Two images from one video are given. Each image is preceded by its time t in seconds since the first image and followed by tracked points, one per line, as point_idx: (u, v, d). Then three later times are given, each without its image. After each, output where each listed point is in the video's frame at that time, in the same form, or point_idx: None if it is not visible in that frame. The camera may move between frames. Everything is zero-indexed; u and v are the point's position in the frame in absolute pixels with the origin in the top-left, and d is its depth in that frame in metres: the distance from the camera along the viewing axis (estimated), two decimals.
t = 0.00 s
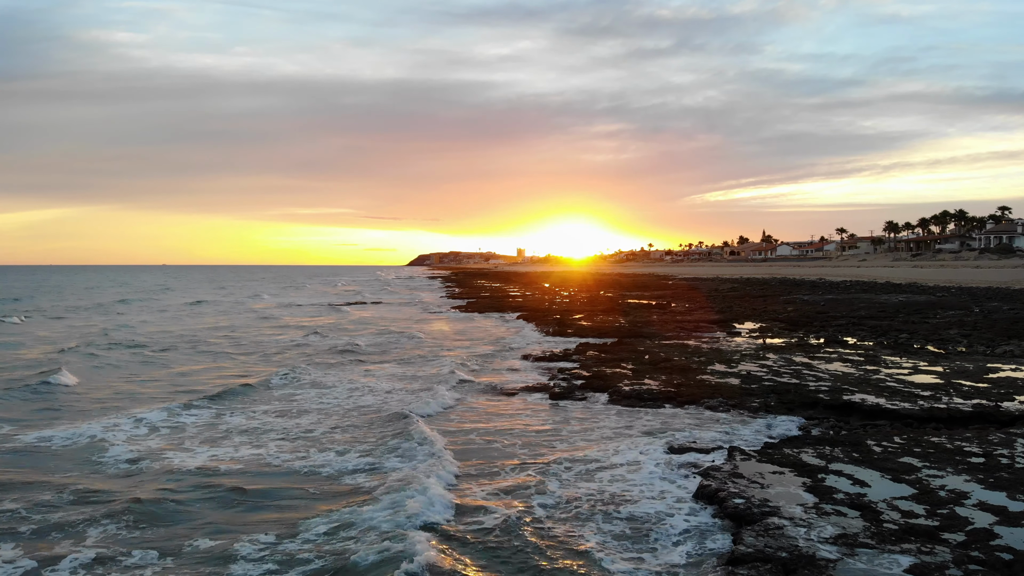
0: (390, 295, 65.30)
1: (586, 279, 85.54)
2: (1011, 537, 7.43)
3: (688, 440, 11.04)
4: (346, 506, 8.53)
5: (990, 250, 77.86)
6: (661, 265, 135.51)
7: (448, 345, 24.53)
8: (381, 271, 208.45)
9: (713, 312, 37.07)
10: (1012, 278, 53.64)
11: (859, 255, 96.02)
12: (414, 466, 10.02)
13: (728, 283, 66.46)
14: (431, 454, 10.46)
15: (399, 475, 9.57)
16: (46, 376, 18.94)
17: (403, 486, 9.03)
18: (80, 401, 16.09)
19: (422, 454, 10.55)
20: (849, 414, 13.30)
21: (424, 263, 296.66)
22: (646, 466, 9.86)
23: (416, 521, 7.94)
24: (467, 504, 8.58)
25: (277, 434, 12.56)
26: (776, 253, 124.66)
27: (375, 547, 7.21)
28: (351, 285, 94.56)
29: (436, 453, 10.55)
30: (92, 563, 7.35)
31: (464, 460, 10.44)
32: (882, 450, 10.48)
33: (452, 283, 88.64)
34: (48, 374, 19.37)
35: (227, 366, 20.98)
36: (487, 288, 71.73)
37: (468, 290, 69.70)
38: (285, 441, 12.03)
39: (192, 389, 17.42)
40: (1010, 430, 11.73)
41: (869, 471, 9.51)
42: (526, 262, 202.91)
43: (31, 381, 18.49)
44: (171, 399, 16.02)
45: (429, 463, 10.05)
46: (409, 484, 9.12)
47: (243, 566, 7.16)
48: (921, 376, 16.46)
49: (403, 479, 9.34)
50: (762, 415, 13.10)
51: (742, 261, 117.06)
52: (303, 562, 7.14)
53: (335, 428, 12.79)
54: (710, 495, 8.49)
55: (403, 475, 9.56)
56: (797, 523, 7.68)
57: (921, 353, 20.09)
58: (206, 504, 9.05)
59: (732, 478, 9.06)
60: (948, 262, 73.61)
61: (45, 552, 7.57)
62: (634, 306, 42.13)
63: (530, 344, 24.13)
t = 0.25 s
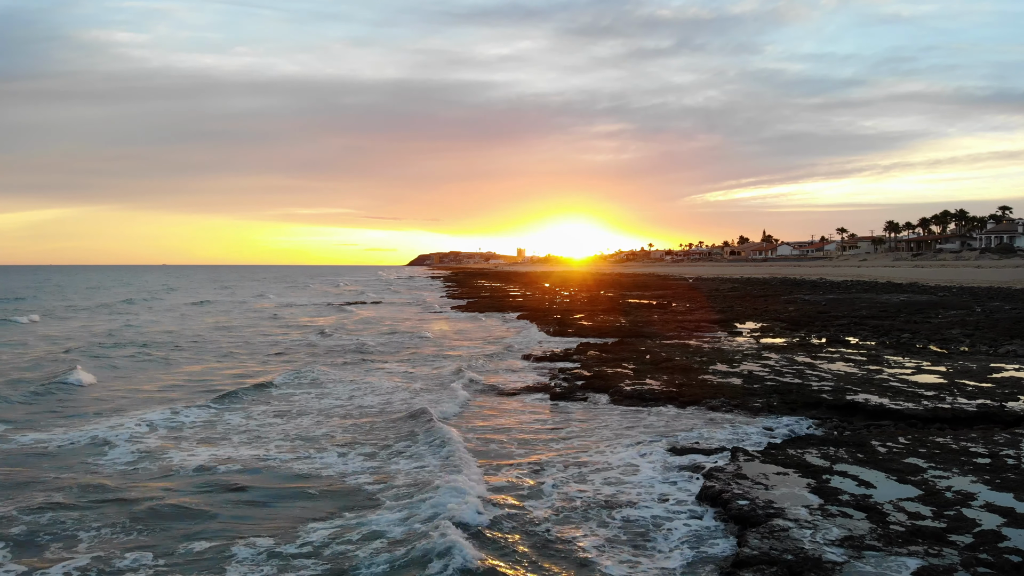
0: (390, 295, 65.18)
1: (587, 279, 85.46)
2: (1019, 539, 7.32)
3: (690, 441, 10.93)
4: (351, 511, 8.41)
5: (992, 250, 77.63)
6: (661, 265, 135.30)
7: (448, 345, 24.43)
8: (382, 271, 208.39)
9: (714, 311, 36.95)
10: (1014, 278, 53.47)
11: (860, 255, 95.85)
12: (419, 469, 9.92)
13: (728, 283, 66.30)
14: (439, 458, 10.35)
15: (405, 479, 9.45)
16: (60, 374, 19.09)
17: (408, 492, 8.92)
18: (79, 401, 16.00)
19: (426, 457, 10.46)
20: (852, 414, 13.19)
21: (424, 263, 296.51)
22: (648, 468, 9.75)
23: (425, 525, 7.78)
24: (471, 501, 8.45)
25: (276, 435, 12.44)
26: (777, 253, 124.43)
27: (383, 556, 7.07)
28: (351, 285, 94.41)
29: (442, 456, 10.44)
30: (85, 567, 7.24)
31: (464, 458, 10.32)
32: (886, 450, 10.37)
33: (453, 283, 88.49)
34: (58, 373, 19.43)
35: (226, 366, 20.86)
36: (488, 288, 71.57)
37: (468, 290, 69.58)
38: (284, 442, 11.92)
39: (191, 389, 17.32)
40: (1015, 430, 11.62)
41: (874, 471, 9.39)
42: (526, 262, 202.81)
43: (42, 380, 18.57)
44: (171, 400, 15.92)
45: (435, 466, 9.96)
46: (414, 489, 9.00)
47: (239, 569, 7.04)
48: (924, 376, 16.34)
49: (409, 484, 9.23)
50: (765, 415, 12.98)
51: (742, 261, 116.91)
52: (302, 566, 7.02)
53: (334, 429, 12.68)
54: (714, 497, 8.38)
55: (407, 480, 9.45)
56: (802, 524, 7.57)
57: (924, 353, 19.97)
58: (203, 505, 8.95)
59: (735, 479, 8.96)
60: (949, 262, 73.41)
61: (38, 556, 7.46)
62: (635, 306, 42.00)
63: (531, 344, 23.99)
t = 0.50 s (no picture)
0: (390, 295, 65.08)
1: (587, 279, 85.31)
2: None
3: (693, 442, 10.81)
4: (355, 514, 8.27)
5: (992, 250, 77.41)
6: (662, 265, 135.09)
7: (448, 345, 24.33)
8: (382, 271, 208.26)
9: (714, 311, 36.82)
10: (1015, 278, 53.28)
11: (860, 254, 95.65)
12: (422, 471, 9.81)
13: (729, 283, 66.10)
14: (443, 460, 10.23)
15: (409, 482, 9.33)
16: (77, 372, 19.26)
17: (412, 495, 8.80)
18: (77, 401, 15.91)
19: (429, 459, 10.35)
20: (856, 414, 13.08)
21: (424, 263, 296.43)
22: (650, 469, 9.63)
23: (431, 529, 7.66)
24: (475, 499, 8.34)
25: (275, 436, 12.34)
26: (777, 253, 124.18)
27: (390, 563, 6.94)
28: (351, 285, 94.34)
29: (446, 458, 10.33)
30: (77, 571, 7.12)
31: (465, 459, 10.20)
32: (891, 451, 10.25)
33: (453, 283, 88.34)
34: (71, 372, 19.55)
35: (225, 366, 20.76)
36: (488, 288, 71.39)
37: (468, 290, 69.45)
38: (283, 442, 11.81)
39: (190, 389, 17.22)
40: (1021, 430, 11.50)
41: (879, 472, 9.28)
42: (526, 262, 202.67)
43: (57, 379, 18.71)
44: (170, 400, 15.82)
45: (439, 469, 9.84)
46: (418, 493, 8.90)
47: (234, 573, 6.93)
48: (928, 376, 16.22)
49: (412, 487, 9.11)
50: (768, 416, 12.86)
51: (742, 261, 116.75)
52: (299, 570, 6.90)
53: (333, 429, 12.57)
54: (717, 498, 8.26)
55: (411, 482, 9.34)
56: (808, 526, 7.45)
57: (926, 353, 19.83)
58: (200, 507, 8.84)
59: (739, 480, 8.84)
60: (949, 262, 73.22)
61: (30, 560, 7.35)
62: (636, 306, 41.87)
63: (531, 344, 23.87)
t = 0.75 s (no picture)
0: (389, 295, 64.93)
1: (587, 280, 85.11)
2: None
3: (695, 443, 10.70)
4: (358, 519, 8.15)
5: (994, 249, 77.20)
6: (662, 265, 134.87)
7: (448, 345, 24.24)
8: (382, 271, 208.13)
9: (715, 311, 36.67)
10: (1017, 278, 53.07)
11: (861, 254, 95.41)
12: (424, 473, 9.69)
13: (730, 283, 65.86)
14: (446, 462, 10.13)
15: (412, 485, 9.22)
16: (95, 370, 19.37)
17: (415, 499, 8.68)
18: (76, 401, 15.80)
19: (430, 461, 10.24)
20: (859, 414, 12.97)
21: (425, 263, 296.19)
22: (651, 471, 9.51)
23: (435, 536, 7.53)
24: (475, 507, 8.21)
25: (273, 436, 12.21)
26: (778, 253, 123.96)
27: (394, 571, 6.79)
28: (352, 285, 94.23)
29: (448, 460, 10.22)
30: None
31: (467, 462, 10.09)
32: (897, 452, 10.13)
33: (453, 283, 88.20)
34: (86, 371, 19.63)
35: (224, 366, 20.65)
36: (488, 288, 71.22)
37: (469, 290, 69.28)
38: (282, 443, 11.69)
39: (188, 389, 17.10)
40: None
41: (885, 473, 9.17)
42: (526, 262, 202.53)
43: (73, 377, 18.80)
44: (168, 400, 15.71)
45: (442, 471, 9.73)
46: (420, 496, 8.77)
47: None
48: (931, 376, 16.09)
49: (415, 490, 8.99)
50: (771, 416, 12.74)
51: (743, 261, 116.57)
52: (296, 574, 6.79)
53: (332, 430, 12.45)
54: (721, 500, 8.15)
55: (413, 485, 9.21)
56: (814, 529, 7.33)
57: (930, 353, 19.69)
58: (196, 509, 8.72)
59: (742, 481, 8.73)
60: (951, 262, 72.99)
61: (20, 563, 7.24)
62: (636, 305, 41.73)
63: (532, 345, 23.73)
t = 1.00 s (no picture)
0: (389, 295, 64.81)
1: (587, 280, 84.59)
2: None
3: (698, 444, 10.59)
4: (358, 521, 8.01)
5: (995, 249, 77.06)
6: (662, 265, 134.71)
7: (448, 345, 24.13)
8: (381, 271, 208.01)
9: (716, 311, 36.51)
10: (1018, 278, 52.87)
11: (862, 254, 95.21)
12: (425, 475, 9.57)
13: (730, 283, 65.66)
14: (447, 464, 9.98)
15: (413, 486, 9.08)
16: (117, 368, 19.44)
17: (415, 501, 8.55)
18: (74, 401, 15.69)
19: (431, 462, 10.12)
20: (863, 414, 12.86)
21: (425, 263, 295.91)
22: (653, 473, 9.40)
23: (436, 540, 7.40)
24: (474, 511, 8.10)
25: (271, 436, 12.09)
26: (778, 253, 123.80)
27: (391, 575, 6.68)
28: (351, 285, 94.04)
29: (449, 462, 10.09)
30: None
31: (467, 463, 9.98)
32: (902, 452, 10.02)
33: (454, 283, 88.10)
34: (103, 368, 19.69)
35: (222, 366, 20.52)
36: (488, 288, 71.11)
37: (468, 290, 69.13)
38: (280, 444, 11.56)
39: (186, 389, 16.97)
40: None
41: (890, 474, 9.06)
42: (526, 262, 202.40)
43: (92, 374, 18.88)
44: (165, 401, 15.58)
45: (443, 473, 9.60)
46: (420, 499, 8.64)
47: None
48: (935, 376, 15.98)
49: (415, 492, 8.86)
50: (774, 416, 12.62)
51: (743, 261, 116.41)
52: None
53: (331, 431, 12.33)
54: (725, 502, 8.03)
55: (413, 486, 9.09)
56: (819, 531, 7.22)
57: (933, 353, 19.58)
58: (191, 511, 8.60)
59: (746, 483, 8.62)
60: (952, 262, 72.84)
61: (10, 564, 7.16)
62: (637, 305, 41.58)
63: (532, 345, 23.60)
